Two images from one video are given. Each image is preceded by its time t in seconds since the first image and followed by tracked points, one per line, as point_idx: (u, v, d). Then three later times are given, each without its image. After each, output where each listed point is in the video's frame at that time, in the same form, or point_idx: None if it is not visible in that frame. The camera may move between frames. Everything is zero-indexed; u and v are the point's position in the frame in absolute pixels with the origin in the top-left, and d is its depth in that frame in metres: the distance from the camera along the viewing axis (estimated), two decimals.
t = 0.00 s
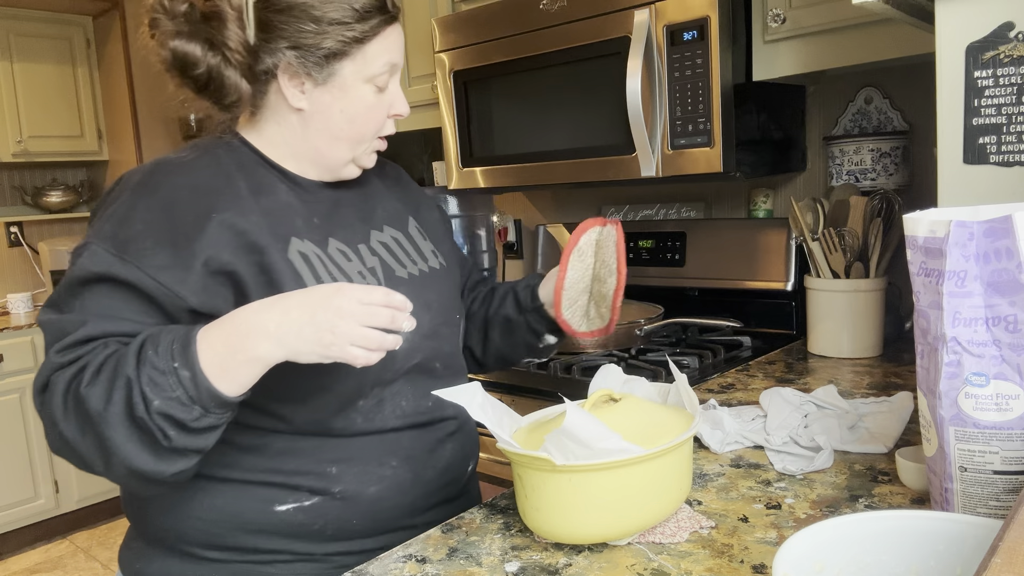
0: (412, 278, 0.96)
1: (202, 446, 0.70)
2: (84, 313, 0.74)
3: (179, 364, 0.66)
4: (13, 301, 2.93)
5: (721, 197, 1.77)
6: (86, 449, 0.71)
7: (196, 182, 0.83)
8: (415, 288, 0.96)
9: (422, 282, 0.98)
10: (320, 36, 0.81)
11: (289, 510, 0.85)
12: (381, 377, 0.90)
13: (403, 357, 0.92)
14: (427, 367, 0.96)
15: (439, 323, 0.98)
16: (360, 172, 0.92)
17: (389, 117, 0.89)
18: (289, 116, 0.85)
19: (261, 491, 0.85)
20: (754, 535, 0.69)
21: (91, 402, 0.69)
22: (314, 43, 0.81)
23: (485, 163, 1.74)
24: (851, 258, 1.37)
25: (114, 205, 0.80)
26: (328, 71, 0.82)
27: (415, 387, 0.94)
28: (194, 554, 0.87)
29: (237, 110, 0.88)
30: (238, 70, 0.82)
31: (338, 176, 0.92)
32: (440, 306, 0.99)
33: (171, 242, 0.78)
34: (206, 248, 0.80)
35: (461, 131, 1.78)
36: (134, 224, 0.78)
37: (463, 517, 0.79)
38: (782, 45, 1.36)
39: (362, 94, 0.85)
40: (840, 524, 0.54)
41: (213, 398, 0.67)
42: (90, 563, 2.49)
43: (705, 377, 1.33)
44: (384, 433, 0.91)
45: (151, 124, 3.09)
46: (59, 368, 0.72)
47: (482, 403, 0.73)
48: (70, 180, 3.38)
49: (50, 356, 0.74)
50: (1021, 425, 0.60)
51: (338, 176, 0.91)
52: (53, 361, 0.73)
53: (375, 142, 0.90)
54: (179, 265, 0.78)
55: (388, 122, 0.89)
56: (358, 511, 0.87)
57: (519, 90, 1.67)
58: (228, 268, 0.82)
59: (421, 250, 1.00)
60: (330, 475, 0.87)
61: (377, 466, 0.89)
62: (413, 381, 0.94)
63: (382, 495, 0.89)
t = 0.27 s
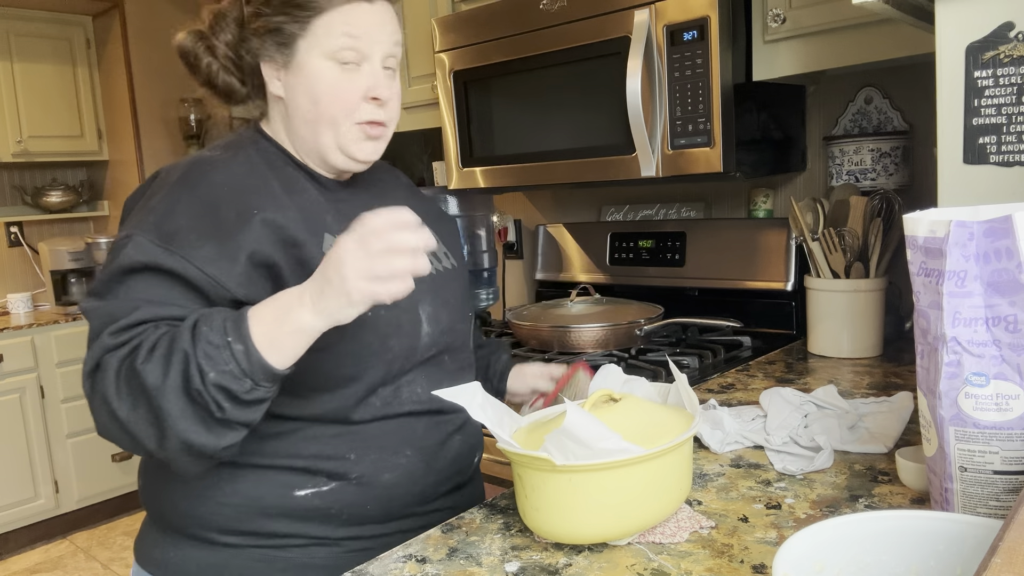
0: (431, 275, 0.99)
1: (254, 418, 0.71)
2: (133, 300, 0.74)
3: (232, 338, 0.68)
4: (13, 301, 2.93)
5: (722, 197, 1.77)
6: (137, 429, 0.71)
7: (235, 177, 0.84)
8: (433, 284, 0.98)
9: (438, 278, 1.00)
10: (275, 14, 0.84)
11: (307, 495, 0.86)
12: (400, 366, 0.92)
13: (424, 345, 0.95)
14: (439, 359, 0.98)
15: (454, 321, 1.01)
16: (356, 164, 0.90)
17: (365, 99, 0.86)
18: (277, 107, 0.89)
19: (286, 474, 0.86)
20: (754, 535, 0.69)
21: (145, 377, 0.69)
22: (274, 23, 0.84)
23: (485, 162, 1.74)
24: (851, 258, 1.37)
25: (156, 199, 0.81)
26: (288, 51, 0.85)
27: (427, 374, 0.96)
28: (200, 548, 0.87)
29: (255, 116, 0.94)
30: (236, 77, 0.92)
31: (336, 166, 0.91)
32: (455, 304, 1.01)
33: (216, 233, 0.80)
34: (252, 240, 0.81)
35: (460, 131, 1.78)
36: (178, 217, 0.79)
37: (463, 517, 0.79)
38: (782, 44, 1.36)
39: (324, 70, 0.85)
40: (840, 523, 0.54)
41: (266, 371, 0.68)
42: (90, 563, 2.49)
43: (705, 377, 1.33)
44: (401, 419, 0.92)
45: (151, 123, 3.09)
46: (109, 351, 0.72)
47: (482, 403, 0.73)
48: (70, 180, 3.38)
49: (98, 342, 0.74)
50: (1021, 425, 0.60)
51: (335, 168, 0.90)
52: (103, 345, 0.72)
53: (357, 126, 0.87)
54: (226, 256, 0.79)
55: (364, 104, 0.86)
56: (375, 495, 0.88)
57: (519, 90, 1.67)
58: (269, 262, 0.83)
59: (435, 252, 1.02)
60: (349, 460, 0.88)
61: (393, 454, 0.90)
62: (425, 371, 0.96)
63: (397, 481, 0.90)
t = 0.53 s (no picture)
0: (436, 288, 0.97)
1: (248, 451, 0.74)
2: (142, 324, 0.75)
3: (229, 376, 0.70)
4: (13, 301, 2.93)
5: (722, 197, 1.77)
6: (139, 452, 0.74)
7: (247, 197, 0.83)
8: (436, 298, 0.96)
9: (443, 291, 0.98)
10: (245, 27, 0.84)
11: (306, 494, 0.86)
12: (399, 380, 0.90)
13: (420, 362, 0.92)
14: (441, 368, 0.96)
15: (458, 334, 0.99)
16: (327, 176, 0.86)
17: (313, 111, 0.81)
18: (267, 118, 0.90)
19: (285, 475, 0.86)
20: (754, 535, 0.69)
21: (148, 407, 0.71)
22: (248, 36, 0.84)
23: (485, 163, 1.74)
24: (851, 258, 1.37)
25: (168, 214, 0.81)
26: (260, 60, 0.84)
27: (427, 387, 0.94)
28: (205, 542, 0.88)
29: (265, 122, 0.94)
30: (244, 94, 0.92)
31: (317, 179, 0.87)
32: (460, 317, 0.99)
33: (224, 258, 0.79)
34: (260, 259, 0.80)
35: (460, 131, 1.78)
36: (190, 238, 0.79)
37: (463, 517, 0.78)
38: (782, 45, 1.36)
39: (276, 82, 0.82)
40: (841, 523, 0.54)
41: (258, 412, 0.71)
42: (90, 563, 2.49)
43: (705, 377, 1.33)
44: (396, 428, 0.91)
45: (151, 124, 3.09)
46: (118, 375, 0.74)
47: (482, 402, 0.73)
48: (70, 180, 3.38)
49: (108, 362, 0.76)
50: (1021, 425, 0.60)
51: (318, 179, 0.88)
52: (112, 368, 0.75)
53: (309, 137, 0.83)
54: (232, 283, 0.79)
55: (315, 116, 0.82)
56: (369, 497, 0.89)
57: (519, 90, 1.67)
58: (276, 284, 0.82)
59: (445, 262, 1.00)
60: (344, 465, 0.87)
61: (389, 459, 0.90)
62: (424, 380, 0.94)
63: (393, 485, 0.90)
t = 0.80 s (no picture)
0: (440, 315, 0.94)
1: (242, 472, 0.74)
2: (143, 343, 0.76)
3: (222, 400, 0.70)
4: (13, 301, 2.93)
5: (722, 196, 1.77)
6: (139, 467, 0.76)
7: (254, 215, 0.83)
8: (439, 325, 0.94)
9: (450, 316, 0.96)
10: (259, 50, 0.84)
11: (288, 502, 0.87)
12: (387, 409, 0.89)
13: (414, 392, 0.90)
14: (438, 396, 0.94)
15: (460, 361, 0.96)
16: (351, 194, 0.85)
17: (336, 131, 0.81)
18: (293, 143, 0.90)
19: (269, 484, 0.86)
20: (754, 535, 0.69)
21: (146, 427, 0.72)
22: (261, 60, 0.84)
23: (485, 163, 1.74)
24: (851, 258, 1.37)
25: (174, 229, 0.81)
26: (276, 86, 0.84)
27: (421, 409, 0.92)
28: (206, 540, 0.88)
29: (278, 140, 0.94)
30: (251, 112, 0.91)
31: (343, 198, 0.87)
32: (463, 345, 0.96)
33: (228, 279, 0.80)
34: (261, 285, 0.81)
35: (460, 131, 1.78)
36: (194, 257, 0.79)
37: (463, 517, 0.79)
38: (782, 45, 1.37)
39: (297, 106, 0.82)
40: (841, 523, 0.54)
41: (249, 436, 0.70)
42: (90, 563, 2.49)
43: (705, 377, 1.33)
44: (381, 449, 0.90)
45: (151, 124, 3.09)
46: (120, 393, 0.75)
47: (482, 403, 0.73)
48: (70, 180, 3.38)
49: (113, 378, 0.77)
50: (1021, 425, 0.60)
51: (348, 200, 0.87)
52: (115, 384, 0.76)
53: (333, 156, 0.82)
54: (236, 304, 0.79)
55: (337, 135, 0.81)
56: (350, 513, 0.88)
57: (519, 90, 1.67)
58: (275, 309, 0.83)
59: (455, 286, 0.98)
60: (326, 479, 0.87)
61: (372, 476, 0.89)
62: (418, 407, 0.92)
63: (373, 502, 0.89)
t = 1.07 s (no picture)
0: (435, 327, 0.94)
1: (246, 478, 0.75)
2: (140, 350, 0.74)
3: (232, 409, 0.71)
4: (13, 301, 2.93)
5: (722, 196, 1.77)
6: (137, 475, 0.75)
7: (256, 220, 0.82)
8: (435, 339, 0.94)
9: (446, 328, 0.96)
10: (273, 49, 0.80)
11: (274, 514, 0.86)
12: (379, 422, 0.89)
13: (407, 405, 0.91)
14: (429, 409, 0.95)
15: (453, 374, 0.96)
16: (356, 201, 0.85)
17: (352, 143, 0.80)
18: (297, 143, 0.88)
19: (256, 494, 0.86)
20: (754, 535, 0.69)
21: (149, 437, 0.72)
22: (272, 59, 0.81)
23: (485, 163, 1.74)
24: (851, 258, 1.37)
25: (171, 231, 0.80)
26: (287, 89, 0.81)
27: (410, 423, 0.93)
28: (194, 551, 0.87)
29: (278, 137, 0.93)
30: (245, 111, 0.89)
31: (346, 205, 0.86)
32: (456, 358, 0.97)
33: (233, 284, 0.79)
34: (267, 292, 0.81)
35: (460, 131, 1.78)
36: (196, 262, 0.78)
37: (463, 517, 0.79)
38: (781, 45, 1.37)
39: (311, 113, 0.80)
40: (841, 523, 0.54)
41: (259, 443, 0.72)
42: (90, 563, 2.49)
43: (705, 377, 1.32)
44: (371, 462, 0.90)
45: (151, 124, 3.09)
46: (116, 402, 0.74)
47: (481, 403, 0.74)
48: (70, 180, 3.38)
49: (105, 385, 0.76)
50: (1021, 425, 0.60)
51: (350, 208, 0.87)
52: (109, 391, 0.75)
53: (345, 166, 0.82)
54: (241, 308, 0.79)
55: (352, 147, 0.80)
56: (336, 525, 0.88)
57: (519, 90, 1.67)
58: (278, 317, 0.83)
59: (450, 298, 0.98)
60: (314, 491, 0.87)
61: (360, 489, 0.89)
62: (408, 420, 0.93)
63: (361, 515, 0.89)
